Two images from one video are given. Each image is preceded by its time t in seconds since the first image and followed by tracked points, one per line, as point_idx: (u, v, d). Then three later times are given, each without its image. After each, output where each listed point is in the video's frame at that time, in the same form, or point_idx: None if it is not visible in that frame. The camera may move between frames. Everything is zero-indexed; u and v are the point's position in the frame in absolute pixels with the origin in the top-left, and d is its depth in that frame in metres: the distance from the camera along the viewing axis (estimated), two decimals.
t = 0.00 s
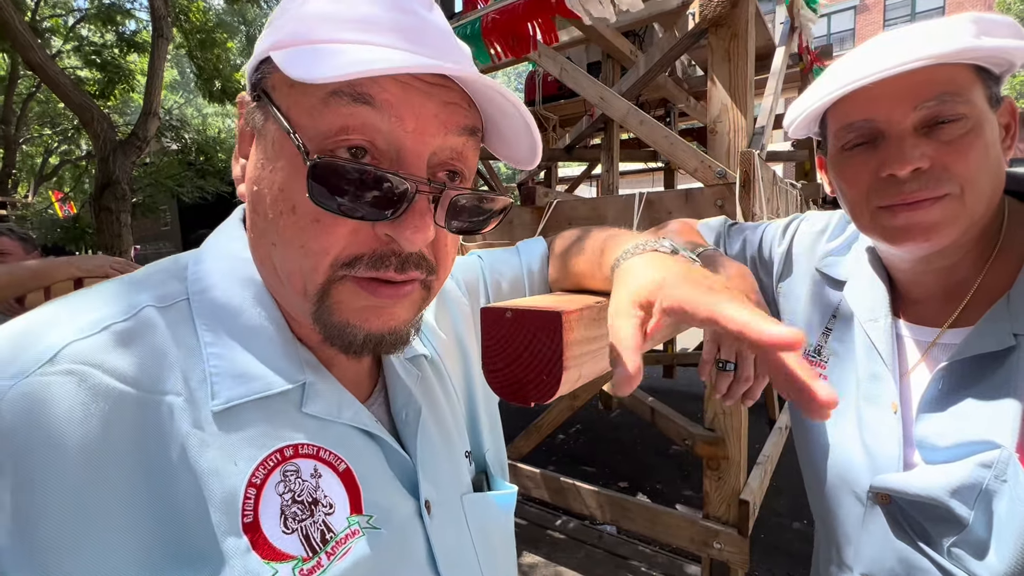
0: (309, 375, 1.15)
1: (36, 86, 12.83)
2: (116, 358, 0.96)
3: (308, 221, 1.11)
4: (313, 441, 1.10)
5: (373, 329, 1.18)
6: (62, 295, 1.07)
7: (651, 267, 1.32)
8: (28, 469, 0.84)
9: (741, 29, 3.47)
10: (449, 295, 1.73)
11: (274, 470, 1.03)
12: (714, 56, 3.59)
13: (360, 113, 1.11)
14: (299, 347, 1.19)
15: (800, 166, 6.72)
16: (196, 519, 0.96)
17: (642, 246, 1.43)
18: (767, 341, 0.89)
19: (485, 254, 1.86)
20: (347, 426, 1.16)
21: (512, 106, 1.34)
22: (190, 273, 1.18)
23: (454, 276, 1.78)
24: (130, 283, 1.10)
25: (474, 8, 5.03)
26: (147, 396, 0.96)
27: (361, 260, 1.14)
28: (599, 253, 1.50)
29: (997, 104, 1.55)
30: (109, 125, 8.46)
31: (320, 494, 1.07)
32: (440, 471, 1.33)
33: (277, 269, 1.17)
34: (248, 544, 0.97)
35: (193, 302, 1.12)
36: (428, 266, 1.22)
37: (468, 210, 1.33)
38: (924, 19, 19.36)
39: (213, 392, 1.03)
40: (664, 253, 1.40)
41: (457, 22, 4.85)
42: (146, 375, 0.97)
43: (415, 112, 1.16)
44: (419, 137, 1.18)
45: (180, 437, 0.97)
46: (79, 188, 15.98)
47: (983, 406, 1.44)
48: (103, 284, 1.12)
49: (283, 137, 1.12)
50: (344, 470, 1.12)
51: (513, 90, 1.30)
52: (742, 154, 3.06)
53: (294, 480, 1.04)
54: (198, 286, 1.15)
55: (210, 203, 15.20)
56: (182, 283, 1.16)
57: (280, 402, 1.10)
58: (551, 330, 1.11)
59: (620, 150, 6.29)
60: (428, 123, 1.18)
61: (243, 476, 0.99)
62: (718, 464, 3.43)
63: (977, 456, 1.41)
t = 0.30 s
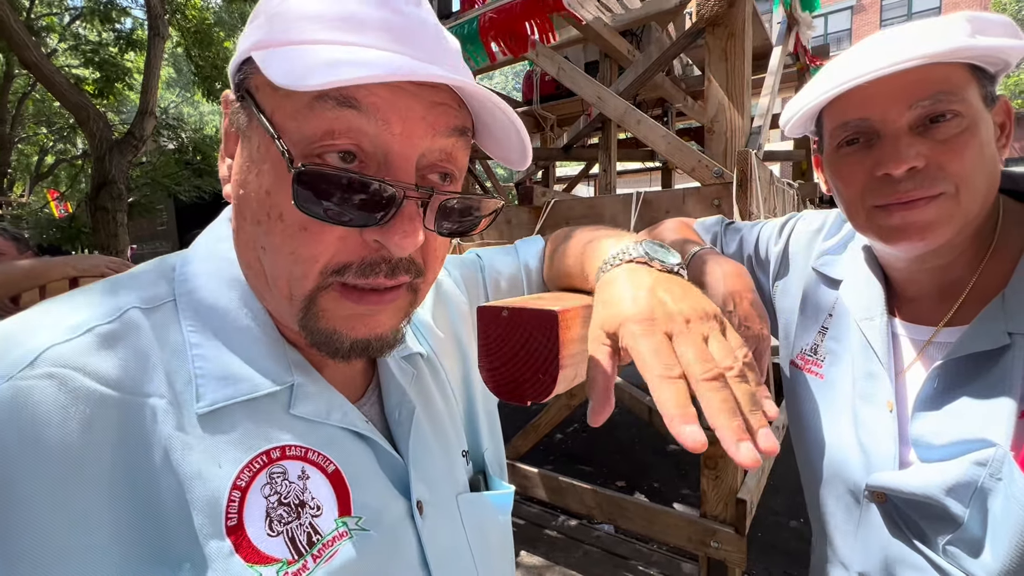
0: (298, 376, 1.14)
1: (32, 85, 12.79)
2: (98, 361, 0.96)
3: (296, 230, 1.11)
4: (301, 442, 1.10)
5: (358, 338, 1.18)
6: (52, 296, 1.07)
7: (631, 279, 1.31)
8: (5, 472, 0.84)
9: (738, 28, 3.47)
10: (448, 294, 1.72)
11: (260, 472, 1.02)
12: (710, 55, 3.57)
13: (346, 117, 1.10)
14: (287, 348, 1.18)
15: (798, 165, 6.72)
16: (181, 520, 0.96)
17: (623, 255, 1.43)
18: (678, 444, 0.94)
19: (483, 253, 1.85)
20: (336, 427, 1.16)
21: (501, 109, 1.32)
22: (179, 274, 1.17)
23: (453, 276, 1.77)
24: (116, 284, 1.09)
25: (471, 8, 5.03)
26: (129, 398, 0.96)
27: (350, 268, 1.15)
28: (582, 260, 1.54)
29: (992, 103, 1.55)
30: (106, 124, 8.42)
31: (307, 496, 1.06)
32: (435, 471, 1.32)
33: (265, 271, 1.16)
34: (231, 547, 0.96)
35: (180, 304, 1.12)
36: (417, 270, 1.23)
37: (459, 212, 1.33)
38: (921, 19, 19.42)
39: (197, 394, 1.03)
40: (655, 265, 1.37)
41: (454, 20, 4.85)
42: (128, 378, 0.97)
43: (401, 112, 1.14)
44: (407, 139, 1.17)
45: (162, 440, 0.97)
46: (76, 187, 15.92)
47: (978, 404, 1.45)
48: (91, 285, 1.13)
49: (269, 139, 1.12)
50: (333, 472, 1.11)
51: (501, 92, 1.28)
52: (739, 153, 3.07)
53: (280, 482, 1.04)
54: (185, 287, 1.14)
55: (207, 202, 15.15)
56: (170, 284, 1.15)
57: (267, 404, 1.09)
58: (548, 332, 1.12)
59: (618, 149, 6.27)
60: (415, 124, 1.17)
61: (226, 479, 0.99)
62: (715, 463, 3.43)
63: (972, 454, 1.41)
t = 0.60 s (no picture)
0: (292, 374, 1.15)
1: (28, 84, 12.73)
2: (94, 358, 0.97)
3: (294, 225, 1.12)
4: (296, 438, 1.10)
5: (359, 327, 1.19)
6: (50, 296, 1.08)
7: (609, 294, 1.29)
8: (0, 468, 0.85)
9: (736, 29, 3.48)
10: (444, 295, 1.72)
11: (254, 468, 1.03)
12: (708, 56, 3.58)
13: (341, 115, 1.11)
14: (281, 345, 1.19)
15: (796, 166, 6.74)
16: (174, 515, 0.96)
17: (604, 260, 1.44)
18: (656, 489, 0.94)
19: (480, 256, 1.86)
20: (331, 424, 1.16)
21: (491, 103, 1.34)
22: (175, 273, 1.18)
23: (449, 277, 1.77)
24: (113, 284, 1.10)
25: (469, 8, 5.02)
26: (125, 394, 0.97)
27: (346, 262, 1.16)
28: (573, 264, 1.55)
29: (987, 107, 1.56)
30: (103, 124, 8.39)
31: (302, 491, 1.07)
32: (431, 471, 1.33)
33: (261, 269, 1.16)
34: (224, 540, 0.96)
35: (176, 301, 1.13)
36: (411, 264, 1.24)
37: (449, 205, 1.35)
38: (919, 20, 19.49)
39: (193, 391, 1.03)
40: (633, 273, 1.38)
41: (452, 21, 4.87)
42: (123, 375, 0.98)
43: (395, 111, 1.15)
44: (400, 136, 1.18)
45: (157, 435, 0.98)
46: (72, 188, 15.87)
47: (972, 405, 1.46)
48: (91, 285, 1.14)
49: (264, 139, 1.12)
50: (328, 468, 1.11)
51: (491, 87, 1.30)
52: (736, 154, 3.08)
53: (274, 478, 1.04)
54: (180, 285, 1.15)
55: (205, 202, 15.09)
56: (165, 283, 1.16)
57: (262, 401, 1.10)
58: (546, 332, 1.14)
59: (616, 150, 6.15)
60: (408, 121, 1.18)
61: (221, 474, 0.99)
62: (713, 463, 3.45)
63: (966, 454, 1.42)
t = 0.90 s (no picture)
0: (290, 376, 1.16)
1: (27, 84, 12.71)
2: (93, 361, 0.99)
3: (288, 228, 1.13)
4: (293, 440, 1.11)
5: (352, 334, 1.20)
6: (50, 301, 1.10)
7: (604, 298, 1.31)
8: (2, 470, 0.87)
9: (733, 31, 3.49)
10: (444, 296, 1.74)
11: (252, 468, 1.04)
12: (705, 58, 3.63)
13: (330, 116, 1.13)
14: (279, 347, 1.20)
15: (794, 167, 6.76)
16: (173, 514, 0.98)
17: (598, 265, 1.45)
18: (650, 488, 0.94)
19: (478, 258, 1.88)
20: (329, 426, 1.17)
21: (481, 100, 1.36)
22: (174, 277, 1.20)
23: (448, 278, 1.79)
24: (111, 289, 1.12)
25: (468, 10, 5.03)
26: (123, 396, 0.99)
27: (342, 262, 1.17)
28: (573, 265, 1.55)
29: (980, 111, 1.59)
30: (102, 125, 8.38)
31: (299, 492, 1.08)
32: (430, 471, 1.34)
33: (259, 272, 1.18)
34: (223, 540, 0.98)
35: (175, 305, 1.14)
36: (406, 262, 1.25)
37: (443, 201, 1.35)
38: (918, 20, 19.54)
39: (191, 392, 1.05)
40: (627, 275, 1.39)
41: (451, 22, 4.89)
42: (122, 377, 1.00)
43: (384, 111, 1.17)
44: (389, 135, 1.19)
45: (156, 436, 1.00)
46: (71, 188, 15.85)
47: (965, 405, 1.48)
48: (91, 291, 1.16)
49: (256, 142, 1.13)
50: (325, 469, 1.12)
51: (480, 85, 1.31)
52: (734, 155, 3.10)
53: (272, 478, 1.06)
54: (179, 289, 1.16)
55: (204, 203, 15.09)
56: (164, 287, 1.17)
57: (261, 402, 1.11)
58: (544, 333, 1.16)
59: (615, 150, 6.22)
60: (397, 119, 1.19)
61: (220, 473, 1.01)
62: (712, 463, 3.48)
63: (958, 454, 1.44)
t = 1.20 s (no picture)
0: (295, 373, 1.16)
1: (27, 85, 12.72)
2: (97, 357, 0.98)
3: (297, 227, 1.13)
4: (298, 436, 1.11)
5: (358, 333, 1.20)
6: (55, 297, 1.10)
7: (602, 295, 1.32)
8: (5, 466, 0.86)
9: (733, 31, 3.49)
10: (447, 295, 1.74)
11: (258, 465, 1.04)
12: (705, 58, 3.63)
13: (342, 116, 1.13)
14: (283, 345, 1.20)
15: (794, 167, 6.76)
16: (178, 511, 0.98)
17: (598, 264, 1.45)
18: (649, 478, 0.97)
19: (480, 257, 1.88)
20: (334, 424, 1.17)
21: (493, 101, 1.36)
22: (178, 274, 1.20)
23: (451, 277, 1.78)
24: (117, 287, 1.13)
25: (469, 10, 5.04)
26: (126, 392, 0.98)
27: (351, 261, 1.18)
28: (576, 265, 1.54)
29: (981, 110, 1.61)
30: (102, 125, 8.38)
31: (304, 489, 1.08)
32: (432, 469, 1.34)
33: (264, 270, 1.18)
34: (228, 537, 0.98)
35: (179, 301, 1.15)
36: (415, 262, 1.26)
37: (450, 201, 1.36)
38: (917, 21, 19.56)
39: (196, 389, 1.05)
40: (625, 274, 1.39)
41: (451, 22, 4.89)
42: (126, 373, 1.00)
43: (395, 111, 1.17)
44: (400, 134, 1.19)
45: (160, 432, 0.99)
46: (71, 189, 15.87)
47: (965, 404, 1.48)
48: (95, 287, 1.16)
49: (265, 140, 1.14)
50: (330, 467, 1.13)
51: (493, 86, 1.32)
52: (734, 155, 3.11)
53: (277, 475, 1.06)
54: (184, 286, 1.17)
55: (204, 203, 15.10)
56: (167, 284, 1.18)
57: (265, 399, 1.11)
58: (543, 333, 1.16)
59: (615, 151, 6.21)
60: (408, 120, 1.19)
61: (225, 470, 1.01)
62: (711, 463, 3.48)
63: (958, 453, 1.44)
